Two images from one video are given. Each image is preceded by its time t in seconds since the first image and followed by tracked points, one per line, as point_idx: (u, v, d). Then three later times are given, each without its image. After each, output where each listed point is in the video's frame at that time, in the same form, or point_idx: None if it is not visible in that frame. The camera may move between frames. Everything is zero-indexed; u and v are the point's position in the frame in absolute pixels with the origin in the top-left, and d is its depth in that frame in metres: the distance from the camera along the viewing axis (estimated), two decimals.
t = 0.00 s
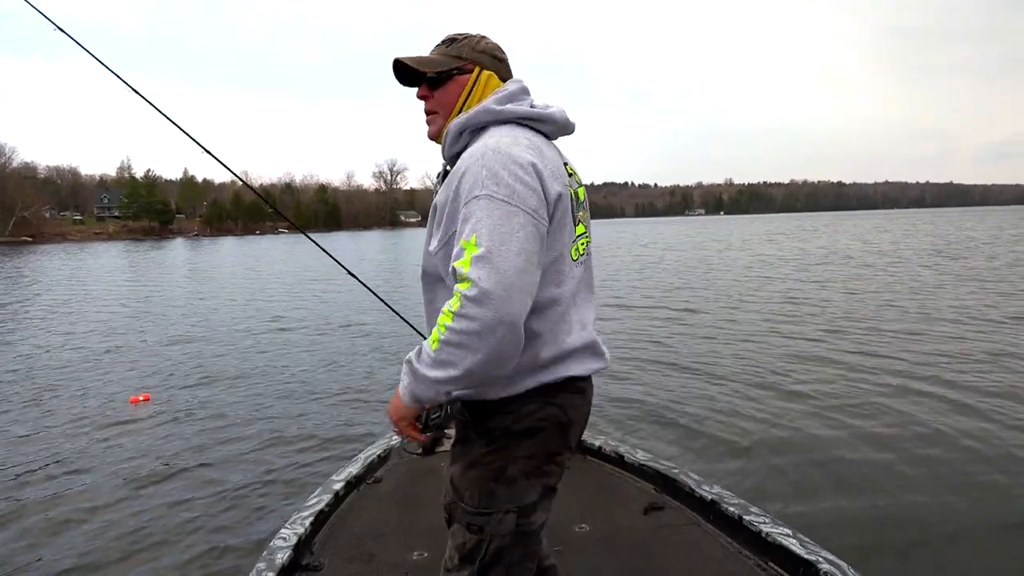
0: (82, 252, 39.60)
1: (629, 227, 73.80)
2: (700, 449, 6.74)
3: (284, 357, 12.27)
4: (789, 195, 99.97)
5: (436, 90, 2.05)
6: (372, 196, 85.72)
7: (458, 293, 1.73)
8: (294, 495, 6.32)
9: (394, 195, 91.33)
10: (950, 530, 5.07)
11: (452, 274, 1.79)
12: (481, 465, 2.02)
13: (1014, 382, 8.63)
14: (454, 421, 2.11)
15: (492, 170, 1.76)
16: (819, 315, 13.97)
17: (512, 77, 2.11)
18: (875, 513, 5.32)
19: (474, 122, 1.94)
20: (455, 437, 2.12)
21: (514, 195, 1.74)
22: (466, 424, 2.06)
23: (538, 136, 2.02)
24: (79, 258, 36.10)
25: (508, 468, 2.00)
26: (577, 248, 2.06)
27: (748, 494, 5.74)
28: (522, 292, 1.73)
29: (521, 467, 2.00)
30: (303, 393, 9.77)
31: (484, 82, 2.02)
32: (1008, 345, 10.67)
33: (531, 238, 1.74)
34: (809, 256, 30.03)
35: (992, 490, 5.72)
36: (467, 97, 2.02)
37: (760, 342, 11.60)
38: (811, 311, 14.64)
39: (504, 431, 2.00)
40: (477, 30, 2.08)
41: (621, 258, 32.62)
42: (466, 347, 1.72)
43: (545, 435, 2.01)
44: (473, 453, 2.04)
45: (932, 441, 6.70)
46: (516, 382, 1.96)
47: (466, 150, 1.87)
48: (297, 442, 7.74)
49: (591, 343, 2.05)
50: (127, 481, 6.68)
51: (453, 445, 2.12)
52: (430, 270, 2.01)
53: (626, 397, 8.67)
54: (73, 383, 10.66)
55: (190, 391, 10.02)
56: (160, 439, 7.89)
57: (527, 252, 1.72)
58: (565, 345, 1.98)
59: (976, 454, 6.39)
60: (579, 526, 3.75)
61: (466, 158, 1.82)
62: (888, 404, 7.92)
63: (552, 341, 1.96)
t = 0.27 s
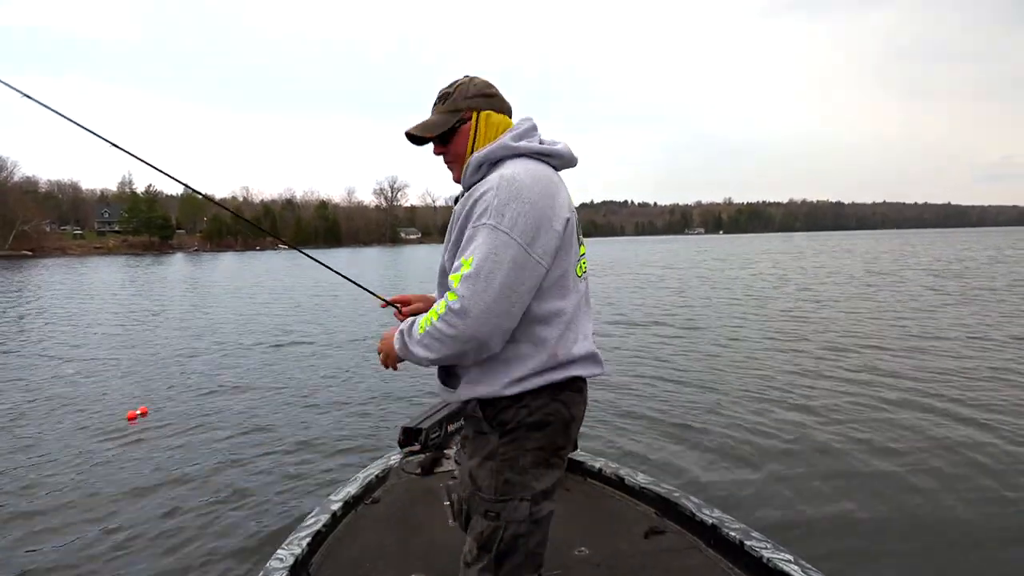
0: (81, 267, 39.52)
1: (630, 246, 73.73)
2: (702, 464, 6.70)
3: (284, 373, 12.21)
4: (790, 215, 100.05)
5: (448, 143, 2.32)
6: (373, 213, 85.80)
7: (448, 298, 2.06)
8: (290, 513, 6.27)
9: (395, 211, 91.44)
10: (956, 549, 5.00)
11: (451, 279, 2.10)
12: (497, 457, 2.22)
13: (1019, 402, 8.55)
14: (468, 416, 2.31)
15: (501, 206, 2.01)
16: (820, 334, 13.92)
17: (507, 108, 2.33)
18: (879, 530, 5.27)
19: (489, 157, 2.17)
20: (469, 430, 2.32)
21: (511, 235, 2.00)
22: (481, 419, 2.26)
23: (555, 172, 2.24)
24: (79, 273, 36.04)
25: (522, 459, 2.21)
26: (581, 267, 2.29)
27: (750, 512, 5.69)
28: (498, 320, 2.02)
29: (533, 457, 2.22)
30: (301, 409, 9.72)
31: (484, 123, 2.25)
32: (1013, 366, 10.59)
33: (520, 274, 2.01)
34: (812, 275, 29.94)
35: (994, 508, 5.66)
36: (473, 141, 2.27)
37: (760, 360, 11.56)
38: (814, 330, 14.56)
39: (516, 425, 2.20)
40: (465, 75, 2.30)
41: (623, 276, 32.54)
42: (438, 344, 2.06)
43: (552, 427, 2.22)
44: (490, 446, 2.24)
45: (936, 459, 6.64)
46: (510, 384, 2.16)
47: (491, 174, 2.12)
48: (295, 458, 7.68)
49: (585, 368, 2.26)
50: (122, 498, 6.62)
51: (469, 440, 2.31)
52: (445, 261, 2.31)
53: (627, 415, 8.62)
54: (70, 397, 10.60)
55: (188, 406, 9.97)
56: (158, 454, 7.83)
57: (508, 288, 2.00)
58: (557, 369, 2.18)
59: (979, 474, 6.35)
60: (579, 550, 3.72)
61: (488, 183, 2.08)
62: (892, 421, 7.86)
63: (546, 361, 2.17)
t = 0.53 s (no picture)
0: (79, 278, 39.34)
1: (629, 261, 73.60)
2: (702, 485, 6.69)
3: (283, 386, 12.15)
4: (789, 230, 100.09)
5: (456, 174, 2.58)
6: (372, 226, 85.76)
7: (473, 296, 2.27)
8: (289, 528, 6.23)
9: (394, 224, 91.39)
10: None
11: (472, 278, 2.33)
12: (523, 438, 2.43)
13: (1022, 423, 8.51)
14: (493, 399, 2.50)
15: (518, 213, 2.26)
16: (821, 351, 13.89)
17: (501, 124, 2.53)
18: (878, 559, 5.28)
19: (498, 175, 2.40)
20: (492, 413, 2.52)
21: (527, 238, 2.25)
22: (506, 403, 2.46)
23: (562, 179, 2.49)
24: (76, 284, 35.87)
25: (546, 439, 2.44)
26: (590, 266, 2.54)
27: (750, 536, 5.67)
28: (519, 313, 2.26)
29: (554, 439, 2.45)
30: (300, 423, 9.67)
31: (480, 150, 2.48)
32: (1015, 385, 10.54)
33: (536, 272, 2.25)
34: (813, 291, 29.86)
35: (995, 536, 5.64)
36: (475, 168, 2.51)
37: (761, 375, 11.53)
38: (817, 346, 14.51)
39: (540, 409, 2.42)
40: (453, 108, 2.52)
41: (623, 291, 32.46)
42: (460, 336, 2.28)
43: (574, 411, 2.47)
44: (516, 428, 2.44)
45: (938, 484, 6.62)
46: (531, 372, 2.40)
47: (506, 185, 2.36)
48: (294, 472, 7.63)
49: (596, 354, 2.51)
50: (118, 513, 6.56)
51: (493, 422, 2.51)
52: (464, 264, 2.54)
53: (628, 428, 8.60)
54: (67, 410, 10.53)
55: (187, 419, 9.92)
56: (156, 467, 7.79)
57: (526, 284, 2.23)
58: (573, 355, 2.44)
59: (981, 497, 6.33)
60: (579, 570, 3.69)
61: (504, 192, 2.32)
62: (893, 442, 7.83)
63: (563, 348, 2.42)
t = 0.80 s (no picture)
0: (81, 278, 39.37)
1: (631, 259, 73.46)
2: (708, 485, 6.64)
3: (286, 387, 12.12)
4: (792, 229, 99.88)
5: (470, 161, 2.52)
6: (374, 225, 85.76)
7: (501, 294, 2.26)
8: (292, 530, 6.21)
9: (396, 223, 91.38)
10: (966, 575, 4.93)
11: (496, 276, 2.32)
12: (548, 436, 2.42)
13: None
14: (513, 401, 2.47)
15: (540, 210, 2.27)
16: (826, 349, 13.82)
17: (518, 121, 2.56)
18: (887, 558, 5.22)
19: (513, 169, 2.40)
20: (512, 414, 2.48)
21: (552, 234, 2.27)
22: (527, 403, 2.44)
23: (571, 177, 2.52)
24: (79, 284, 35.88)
25: (571, 431, 2.44)
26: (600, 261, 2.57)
27: (757, 534, 5.64)
28: (546, 310, 2.27)
29: (578, 431, 2.46)
30: (303, 423, 9.64)
31: (501, 141, 2.48)
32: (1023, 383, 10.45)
33: (561, 268, 2.27)
34: (817, 290, 29.76)
35: (1005, 531, 5.57)
36: (493, 157, 2.49)
37: (766, 374, 11.47)
38: (821, 345, 14.43)
39: (563, 407, 2.42)
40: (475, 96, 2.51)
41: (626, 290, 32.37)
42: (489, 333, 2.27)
43: (593, 401, 2.47)
44: (541, 427, 2.43)
45: (946, 481, 6.55)
46: (553, 368, 2.40)
47: (522, 183, 2.37)
48: (297, 473, 7.60)
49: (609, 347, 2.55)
50: (121, 514, 6.54)
51: (513, 423, 2.47)
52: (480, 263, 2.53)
53: (633, 428, 8.55)
54: (70, 410, 10.50)
55: (189, 420, 9.88)
56: (159, 469, 7.75)
57: (553, 280, 2.25)
58: (591, 349, 2.46)
59: (990, 494, 6.28)
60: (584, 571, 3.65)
61: (522, 190, 2.33)
62: (900, 441, 7.76)
63: (581, 344, 2.43)
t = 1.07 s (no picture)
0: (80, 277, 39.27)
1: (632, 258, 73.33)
2: (712, 485, 6.50)
3: (284, 385, 11.96)
4: (792, 228, 99.79)
5: (484, 148, 2.39)
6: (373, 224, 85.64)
7: (518, 305, 2.14)
8: (290, 531, 6.08)
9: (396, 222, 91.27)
10: None
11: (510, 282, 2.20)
12: (561, 429, 2.31)
13: None
14: (523, 394, 2.34)
15: (555, 214, 2.16)
16: (831, 347, 13.67)
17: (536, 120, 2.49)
18: (896, 561, 5.08)
19: (527, 165, 2.31)
20: (522, 409, 2.36)
21: (568, 240, 2.15)
22: (538, 397, 2.31)
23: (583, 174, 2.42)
24: (77, 283, 35.77)
25: (584, 423, 2.32)
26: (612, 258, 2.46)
27: (763, 534, 5.52)
28: (562, 317, 2.16)
29: (591, 422, 2.35)
30: (301, 422, 9.51)
31: (519, 132, 2.39)
32: None
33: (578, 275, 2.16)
34: (819, 288, 29.56)
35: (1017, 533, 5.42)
36: (510, 149, 2.38)
37: (770, 372, 11.34)
38: (825, 343, 14.26)
39: (575, 399, 2.30)
40: (498, 85, 2.42)
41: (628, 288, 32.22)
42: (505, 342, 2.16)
43: (603, 392, 2.36)
44: (553, 421, 2.31)
45: (956, 482, 6.39)
46: (565, 366, 2.27)
47: (537, 185, 2.25)
48: (294, 473, 7.47)
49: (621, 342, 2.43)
50: (115, 514, 6.42)
51: (523, 418, 2.35)
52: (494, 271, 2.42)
53: (636, 426, 8.41)
54: (65, 409, 10.39)
55: (185, 419, 9.74)
56: (152, 468, 7.61)
57: (570, 288, 2.14)
58: (602, 345, 2.33)
59: (1002, 493, 6.14)
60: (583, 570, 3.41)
61: (536, 193, 2.21)
62: (909, 440, 7.60)
63: (594, 342, 2.31)
